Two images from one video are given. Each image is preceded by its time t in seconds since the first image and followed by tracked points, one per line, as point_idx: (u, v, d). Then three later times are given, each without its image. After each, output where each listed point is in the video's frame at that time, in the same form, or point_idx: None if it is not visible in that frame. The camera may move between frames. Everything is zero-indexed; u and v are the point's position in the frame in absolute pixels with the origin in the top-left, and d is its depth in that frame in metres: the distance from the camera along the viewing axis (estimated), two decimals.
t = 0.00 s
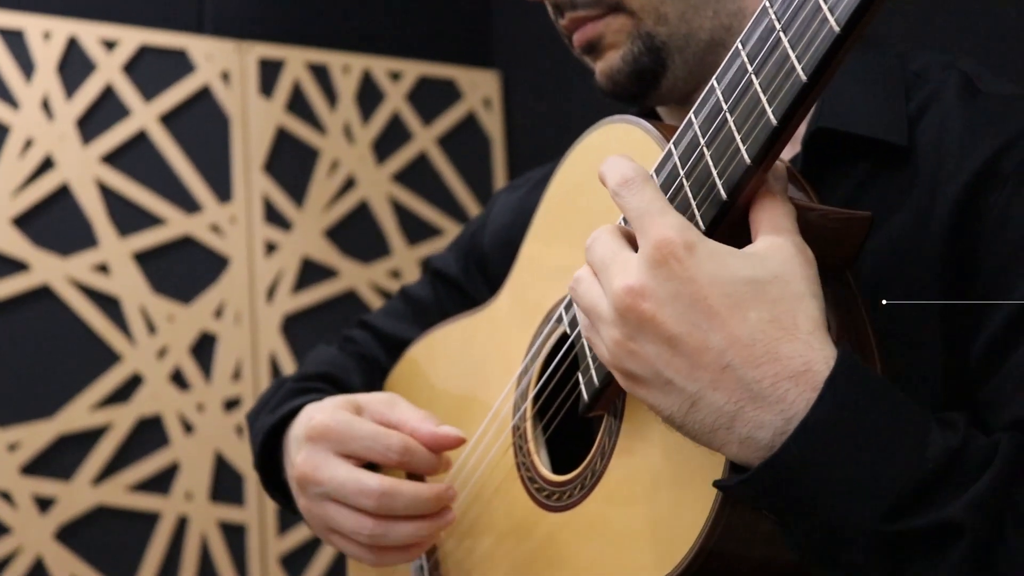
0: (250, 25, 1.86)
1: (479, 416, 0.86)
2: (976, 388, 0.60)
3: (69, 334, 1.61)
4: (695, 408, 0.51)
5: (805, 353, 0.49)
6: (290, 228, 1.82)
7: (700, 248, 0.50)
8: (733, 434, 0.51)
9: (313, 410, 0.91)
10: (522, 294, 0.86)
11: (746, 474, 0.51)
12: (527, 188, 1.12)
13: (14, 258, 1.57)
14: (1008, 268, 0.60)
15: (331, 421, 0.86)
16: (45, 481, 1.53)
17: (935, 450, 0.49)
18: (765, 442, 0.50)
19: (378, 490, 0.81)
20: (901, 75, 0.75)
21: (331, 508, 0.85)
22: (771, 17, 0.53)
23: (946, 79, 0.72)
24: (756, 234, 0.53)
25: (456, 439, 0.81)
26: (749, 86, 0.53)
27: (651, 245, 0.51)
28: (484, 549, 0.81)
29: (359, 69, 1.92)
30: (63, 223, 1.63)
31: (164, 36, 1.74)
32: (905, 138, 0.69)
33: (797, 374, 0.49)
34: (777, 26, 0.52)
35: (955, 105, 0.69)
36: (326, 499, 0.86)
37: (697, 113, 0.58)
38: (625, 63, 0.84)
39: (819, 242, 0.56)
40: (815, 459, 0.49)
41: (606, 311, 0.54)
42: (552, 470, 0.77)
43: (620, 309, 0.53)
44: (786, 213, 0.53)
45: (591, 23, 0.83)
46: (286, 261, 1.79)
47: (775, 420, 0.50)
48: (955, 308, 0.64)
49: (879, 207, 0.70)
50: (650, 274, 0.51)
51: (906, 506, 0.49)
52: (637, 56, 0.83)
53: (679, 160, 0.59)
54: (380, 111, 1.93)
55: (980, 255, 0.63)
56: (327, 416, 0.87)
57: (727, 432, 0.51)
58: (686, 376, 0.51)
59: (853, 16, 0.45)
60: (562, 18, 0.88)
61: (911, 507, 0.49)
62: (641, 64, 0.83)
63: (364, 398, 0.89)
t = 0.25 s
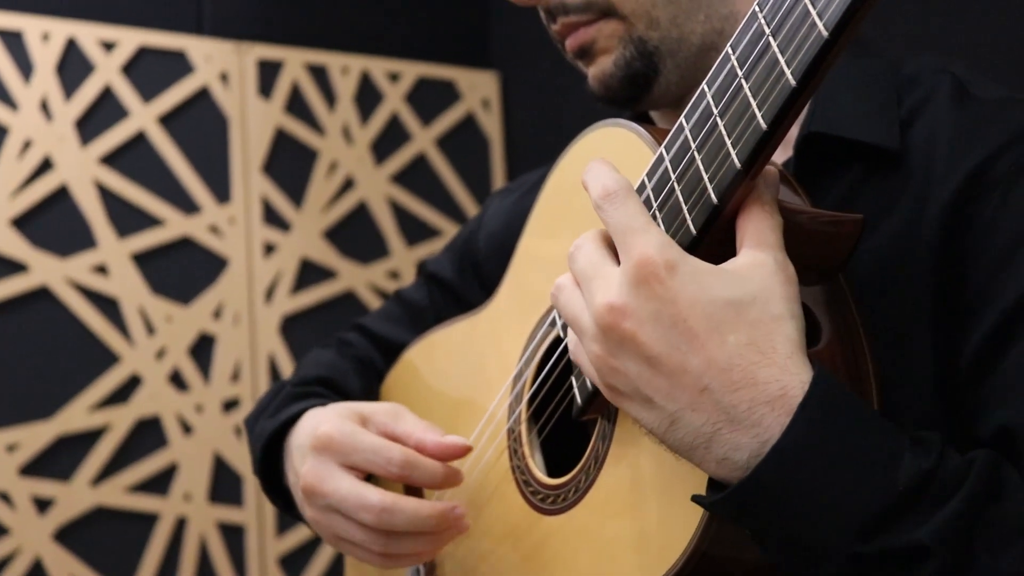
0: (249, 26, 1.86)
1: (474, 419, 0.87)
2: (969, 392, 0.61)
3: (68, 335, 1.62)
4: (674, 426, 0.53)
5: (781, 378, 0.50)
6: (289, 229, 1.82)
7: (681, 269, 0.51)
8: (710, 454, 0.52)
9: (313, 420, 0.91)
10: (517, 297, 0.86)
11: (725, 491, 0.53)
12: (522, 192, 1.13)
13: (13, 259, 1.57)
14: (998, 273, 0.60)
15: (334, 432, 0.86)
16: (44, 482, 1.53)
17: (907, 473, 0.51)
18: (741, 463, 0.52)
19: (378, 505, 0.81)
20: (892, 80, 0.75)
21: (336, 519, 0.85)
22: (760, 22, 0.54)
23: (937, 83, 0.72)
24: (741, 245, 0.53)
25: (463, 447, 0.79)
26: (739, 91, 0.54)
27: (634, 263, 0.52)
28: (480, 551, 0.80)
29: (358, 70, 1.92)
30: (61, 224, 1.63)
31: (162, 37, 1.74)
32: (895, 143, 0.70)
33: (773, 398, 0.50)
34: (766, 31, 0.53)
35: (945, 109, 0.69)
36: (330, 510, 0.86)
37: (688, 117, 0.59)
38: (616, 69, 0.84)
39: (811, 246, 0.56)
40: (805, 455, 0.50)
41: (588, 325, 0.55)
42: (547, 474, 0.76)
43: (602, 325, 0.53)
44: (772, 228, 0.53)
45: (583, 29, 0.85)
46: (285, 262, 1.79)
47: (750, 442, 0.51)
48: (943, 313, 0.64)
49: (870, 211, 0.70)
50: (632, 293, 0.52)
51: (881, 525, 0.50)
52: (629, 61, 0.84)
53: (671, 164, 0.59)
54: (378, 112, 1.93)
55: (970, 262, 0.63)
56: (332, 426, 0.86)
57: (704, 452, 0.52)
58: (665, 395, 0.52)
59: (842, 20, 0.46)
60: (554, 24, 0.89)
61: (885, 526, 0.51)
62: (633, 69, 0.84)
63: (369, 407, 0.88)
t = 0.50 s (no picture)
0: (248, 28, 1.86)
1: (473, 424, 0.87)
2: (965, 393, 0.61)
3: (67, 337, 1.62)
4: (672, 436, 0.53)
5: (777, 388, 0.51)
6: (288, 230, 1.82)
7: (678, 279, 0.52)
8: (708, 463, 0.53)
9: (316, 422, 0.91)
10: (516, 303, 0.86)
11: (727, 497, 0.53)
12: (519, 198, 1.13)
13: (12, 261, 1.57)
14: (994, 273, 0.61)
15: (342, 434, 0.85)
16: (43, 484, 1.53)
17: (903, 480, 0.51)
18: (739, 472, 0.52)
19: (394, 507, 0.81)
20: (886, 83, 0.75)
21: (343, 523, 0.85)
22: (759, 29, 0.54)
23: (932, 90, 0.72)
24: (739, 253, 0.53)
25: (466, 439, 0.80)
26: (738, 98, 0.53)
27: (631, 274, 0.52)
28: (478, 556, 0.81)
29: (357, 71, 1.92)
30: (61, 226, 1.63)
31: (162, 38, 1.74)
32: (893, 151, 0.70)
33: (769, 407, 0.51)
34: (765, 39, 0.53)
35: (940, 115, 0.69)
36: (339, 514, 0.85)
37: (687, 124, 0.59)
38: (612, 78, 0.85)
39: (808, 252, 0.56)
40: (805, 460, 0.51)
41: (587, 335, 0.56)
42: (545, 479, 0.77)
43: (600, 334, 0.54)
44: (773, 232, 0.54)
45: (578, 39, 0.85)
46: (284, 263, 1.79)
47: (747, 451, 0.52)
48: (939, 318, 0.65)
49: (869, 216, 0.70)
50: (629, 303, 0.52)
51: (879, 531, 0.51)
52: (625, 70, 0.84)
53: (670, 171, 0.59)
54: (378, 114, 1.93)
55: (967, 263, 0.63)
56: (340, 428, 0.86)
57: (702, 461, 0.53)
58: (663, 405, 0.53)
59: (841, 29, 0.46)
60: (548, 35, 0.89)
61: (883, 532, 0.51)
62: (629, 78, 0.84)
63: (372, 408, 0.88)
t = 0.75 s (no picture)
0: (247, 29, 1.86)
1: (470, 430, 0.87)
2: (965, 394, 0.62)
3: (66, 339, 1.62)
4: (684, 430, 0.53)
5: (788, 376, 0.50)
6: (287, 232, 1.82)
7: (686, 271, 0.51)
8: (720, 456, 0.52)
9: (309, 425, 0.92)
10: (515, 307, 0.86)
11: (736, 491, 0.53)
12: (515, 205, 1.13)
13: (11, 262, 1.57)
14: (993, 275, 0.61)
15: (326, 439, 0.87)
16: (42, 486, 1.53)
17: (918, 469, 0.51)
18: (752, 463, 0.52)
19: (376, 506, 0.82)
20: (879, 91, 0.75)
21: (325, 526, 0.86)
22: (754, 37, 0.54)
23: (928, 95, 0.73)
24: (741, 253, 0.54)
25: (467, 427, 0.83)
26: (733, 106, 0.53)
27: (637, 269, 0.51)
28: (474, 563, 0.80)
29: (356, 73, 1.92)
30: (60, 228, 1.63)
31: (161, 40, 1.74)
32: (888, 156, 0.70)
33: (782, 395, 0.50)
34: (759, 46, 0.52)
35: (937, 121, 0.70)
36: (320, 516, 0.86)
37: (683, 130, 0.59)
38: (611, 95, 0.86)
39: (805, 256, 0.56)
40: (806, 457, 0.51)
41: (594, 332, 0.55)
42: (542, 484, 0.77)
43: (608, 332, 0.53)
44: (773, 233, 0.54)
45: (574, 59, 0.87)
46: (283, 265, 1.80)
47: (760, 442, 0.51)
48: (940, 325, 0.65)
49: (865, 222, 0.70)
50: (636, 298, 0.52)
51: (892, 521, 0.51)
52: (622, 87, 0.85)
53: (666, 178, 0.59)
54: (377, 116, 1.93)
55: (965, 266, 0.64)
56: (326, 434, 0.87)
57: (715, 454, 0.52)
58: (674, 399, 0.52)
59: (834, 38, 0.46)
60: (544, 57, 0.91)
61: (897, 523, 0.51)
62: (627, 95, 0.85)
63: (357, 415, 0.90)
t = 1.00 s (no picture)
0: (245, 31, 1.86)
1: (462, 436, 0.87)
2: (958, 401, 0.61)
3: (64, 341, 1.62)
4: (681, 432, 0.53)
5: (785, 374, 0.50)
6: (285, 234, 1.82)
7: (680, 272, 0.51)
8: (718, 456, 0.52)
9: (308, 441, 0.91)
10: (508, 311, 0.86)
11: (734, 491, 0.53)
12: (510, 208, 1.13)
13: (9, 264, 1.57)
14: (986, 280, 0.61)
15: (326, 456, 0.86)
16: (40, 487, 1.53)
17: (917, 467, 0.51)
18: (749, 462, 0.52)
19: (369, 529, 0.81)
20: (875, 95, 0.75)
21: (329, 543, 0.86)
22: (743, 42, 0.54)
23: (921, 97, 0.73)
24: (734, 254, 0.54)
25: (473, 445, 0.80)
26: (723, 110, 0.53)
27: (631, 272, 0.52)
28: (469, 569, 0.80)
29: (354, 74, 1.92)
30: (58, 229, 1.63)
31: (159, 41, 1.74)
32: (878, 159, 0.70)
33: (778, 393, 0.50)
34: (749, 51, 0.52)
35: (929, 125, 0.69)
36: (323, 534, 0.86)
37: (673, 135, 0.59)
38: (602, 104, 0.87)
39: (796, 260, 0.56)
40: (799, 458, 0.51)
41: (590, 337, 0.55)
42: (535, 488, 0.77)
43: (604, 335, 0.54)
44: (764, 234, 0.54)
45: (565, 69, 0.88)
46: (281, 267, 1.80)
47: (757, 441, 0.51)
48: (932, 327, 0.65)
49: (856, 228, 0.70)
50: (631, 300, 0.52)
51: (888, 522, 0.51)
52: (614, 97, 0.86)
53: (657, 183, 0.59)
54: (375, 117, 1.93)
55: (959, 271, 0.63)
56: (325, 451, 0.87)
57: (712, 455, 0.52)
58: (671, 400, 0.52)
59: (823, 44, 0.46)
60: (535, 67, 0.91)
61: (893, 523, 0.51)
62: (619, 104, 0.86)
63: (360, 430, 0.88)
